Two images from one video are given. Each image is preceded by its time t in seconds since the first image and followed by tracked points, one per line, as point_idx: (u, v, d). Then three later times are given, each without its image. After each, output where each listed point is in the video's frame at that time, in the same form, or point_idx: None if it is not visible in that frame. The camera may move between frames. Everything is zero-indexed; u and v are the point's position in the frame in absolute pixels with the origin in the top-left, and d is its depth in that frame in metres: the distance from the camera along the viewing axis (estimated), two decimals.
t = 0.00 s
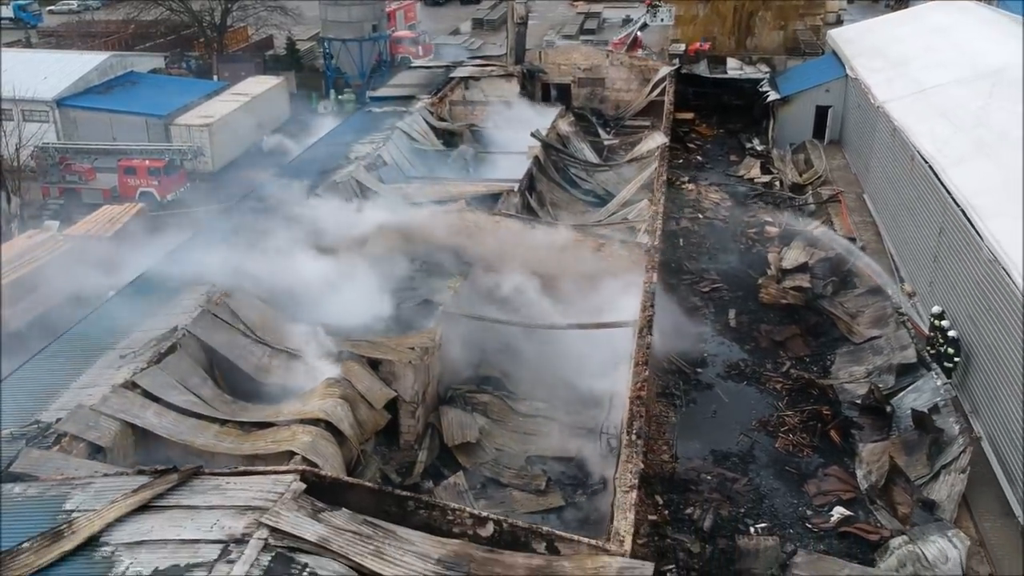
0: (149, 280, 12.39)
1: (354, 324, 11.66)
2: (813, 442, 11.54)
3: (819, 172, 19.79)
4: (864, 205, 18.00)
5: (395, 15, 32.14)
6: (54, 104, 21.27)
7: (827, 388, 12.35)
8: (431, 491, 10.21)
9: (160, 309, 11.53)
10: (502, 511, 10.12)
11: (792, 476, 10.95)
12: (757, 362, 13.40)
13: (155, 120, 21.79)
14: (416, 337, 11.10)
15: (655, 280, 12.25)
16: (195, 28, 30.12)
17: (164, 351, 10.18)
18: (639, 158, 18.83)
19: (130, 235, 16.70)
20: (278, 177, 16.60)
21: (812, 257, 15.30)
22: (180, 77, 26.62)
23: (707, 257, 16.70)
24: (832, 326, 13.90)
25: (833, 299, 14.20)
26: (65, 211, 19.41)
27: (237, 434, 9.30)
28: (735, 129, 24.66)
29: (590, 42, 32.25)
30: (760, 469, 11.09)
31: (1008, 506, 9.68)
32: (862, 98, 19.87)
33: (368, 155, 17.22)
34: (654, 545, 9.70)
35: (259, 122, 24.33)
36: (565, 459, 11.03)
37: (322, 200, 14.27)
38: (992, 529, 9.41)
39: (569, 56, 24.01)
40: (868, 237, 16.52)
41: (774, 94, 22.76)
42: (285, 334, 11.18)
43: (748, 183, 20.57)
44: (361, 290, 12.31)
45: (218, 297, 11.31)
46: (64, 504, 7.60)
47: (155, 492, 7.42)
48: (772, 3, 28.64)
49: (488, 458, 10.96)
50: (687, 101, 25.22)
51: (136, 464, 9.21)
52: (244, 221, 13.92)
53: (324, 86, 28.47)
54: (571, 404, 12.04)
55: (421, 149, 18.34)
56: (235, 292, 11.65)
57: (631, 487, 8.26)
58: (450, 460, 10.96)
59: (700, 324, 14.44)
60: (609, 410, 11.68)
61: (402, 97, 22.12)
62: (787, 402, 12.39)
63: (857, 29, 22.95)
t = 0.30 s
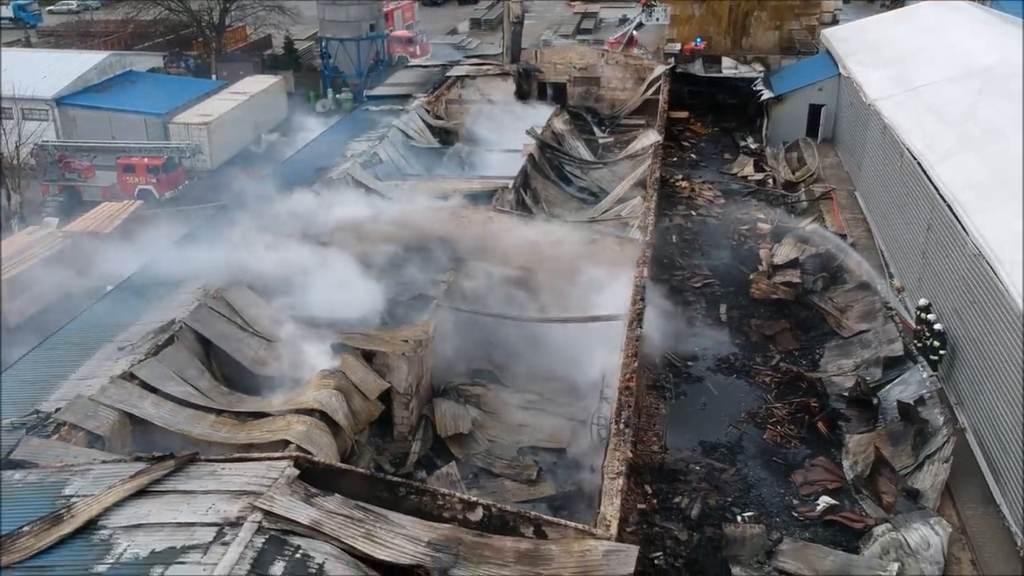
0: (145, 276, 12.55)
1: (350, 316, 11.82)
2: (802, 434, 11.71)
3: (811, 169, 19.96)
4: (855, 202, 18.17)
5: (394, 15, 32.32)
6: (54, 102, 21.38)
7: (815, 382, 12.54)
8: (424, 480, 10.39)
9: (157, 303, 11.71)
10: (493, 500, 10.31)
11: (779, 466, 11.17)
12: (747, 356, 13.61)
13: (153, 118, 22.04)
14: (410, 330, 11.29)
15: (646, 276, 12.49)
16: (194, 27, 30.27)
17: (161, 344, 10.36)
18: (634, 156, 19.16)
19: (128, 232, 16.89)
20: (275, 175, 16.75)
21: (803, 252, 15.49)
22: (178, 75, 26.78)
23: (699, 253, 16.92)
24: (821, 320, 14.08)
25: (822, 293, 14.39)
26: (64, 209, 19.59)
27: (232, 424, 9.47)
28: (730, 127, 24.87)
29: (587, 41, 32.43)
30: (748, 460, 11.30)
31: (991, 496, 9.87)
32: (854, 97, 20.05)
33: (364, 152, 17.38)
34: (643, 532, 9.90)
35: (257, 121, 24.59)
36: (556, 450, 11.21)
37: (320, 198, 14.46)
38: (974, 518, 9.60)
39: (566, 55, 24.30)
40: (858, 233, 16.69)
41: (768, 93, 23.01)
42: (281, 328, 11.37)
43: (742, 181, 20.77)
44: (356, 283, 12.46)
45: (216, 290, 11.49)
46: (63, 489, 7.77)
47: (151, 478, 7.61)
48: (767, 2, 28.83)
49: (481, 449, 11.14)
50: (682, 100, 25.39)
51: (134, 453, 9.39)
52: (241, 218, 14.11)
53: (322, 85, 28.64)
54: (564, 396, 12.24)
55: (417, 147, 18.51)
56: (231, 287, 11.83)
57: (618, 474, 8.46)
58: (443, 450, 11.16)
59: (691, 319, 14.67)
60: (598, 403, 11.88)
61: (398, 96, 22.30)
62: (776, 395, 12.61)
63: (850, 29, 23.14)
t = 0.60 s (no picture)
0: (144, 270, 12.73)
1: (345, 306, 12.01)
2: (791, 424, 11.92)
3: (804, 166, 20.14)
4: (847, 198, 18.34)
5: (392, 14, 32.54)
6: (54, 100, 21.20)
7: (804, 374, 12.74)
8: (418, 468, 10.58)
9: (156, 296, 11.88)
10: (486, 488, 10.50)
11: (767, 455, 11.37)
12: (737, 349, 13.81)
13: (153, 116, 22.20)
14: (404, 322, 11.49)
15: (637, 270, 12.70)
16: (193, 27, 30.47)
17: (160, 335, 10.54)
18: (630, 152, 19.44)
19: (127, 228, 17.09)
20: (273, 170, 16.93)
21: (794, 247, 15.69)
22: (177, 74, 27.00)
23: (692, 249, 17.12)
24: (811, 314, 14.28)
25: (813, 288, 14.58)
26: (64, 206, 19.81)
27: (229, 412, 9.66)
28: (725, 125, 25.07)
29: (584, 40, 32.62)
30: (737, 450, 11.50)
31: (973, 482, 10.06)
32: (847, 95, 20.24)
33: (361, 148, 17.57)
34: (633, 520, 10.11)
35: (256, 120, 24.82)
36: (548, 440, 11.41)
37: (317, 193, 14.66)
38: (957, 504, 9.78)
39: (562, 53, 24.34)
40: (849, 228, 16.87)
41: (762, 90, 23.17)
42: (278, 320, 11.56)
43: (735, 178, 20.97)
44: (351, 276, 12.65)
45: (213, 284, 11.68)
46: (63, 475, 7.95)
47: (149, 463, 7.80)
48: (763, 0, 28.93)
49: (474, 439, 11.33)
50: (676, 98, 25.86)
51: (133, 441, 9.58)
52: (239, 213, 14.31)
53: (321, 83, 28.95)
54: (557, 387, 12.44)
55: (413, 144, 18.70)
56: (228, 280, 12.02)
57: (607, 461, 8.66)
58: (437, 440, 11.34)
59: (683, 313, 14.89)
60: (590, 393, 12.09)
61: (395, 94, 22.48)
62: (766, 386, 12.82)
63: (844, 27, 23.31)
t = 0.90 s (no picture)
0: (144, 263, 12.92)
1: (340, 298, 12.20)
2: (780, 415, 12.11)
3: (798, 163, 20.33)
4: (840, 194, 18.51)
5: (390, 14, 32.72)
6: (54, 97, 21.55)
7: (794, 366, 12.92)
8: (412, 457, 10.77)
9: (154, 289, 12.07)
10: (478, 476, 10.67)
11: (756, 445, 11.57)
12: (729, 343, 14.00)
13: (153, 113, 22.31)
14: (399, 314, 11.68)
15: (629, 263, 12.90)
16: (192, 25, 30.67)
17: (158, 326, 10.72)
18: (623, 148, 19.68)
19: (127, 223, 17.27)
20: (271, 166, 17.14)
21: (786, 242, 15.87)
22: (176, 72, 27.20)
23: (686, 244, 17.32)
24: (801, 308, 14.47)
25: (804, 282, 14.76)
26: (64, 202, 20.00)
27: (226, 401, 9.83)
28: (720, 123, 25.28)
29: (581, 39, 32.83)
30: (727, 440, 11.70)
31: (958, 470, 10.22)
32: (840, 92, 20.43)
33: (359, 145, 17.78)
34: (623, 507, 10.29)
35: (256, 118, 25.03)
36: (540, 430, 11.58)
37: (313, 188, 14.85)
38: (941, 491, 9.93)
39: (558, 51, 24.74)
40: (840, 224, 17.06)
41: (756, 88, 23.36)
42: (275, 312, 11.74)
43: (729, 175, 21.18)
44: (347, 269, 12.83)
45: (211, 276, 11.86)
46: (63, 460, 8.13)
47: (147, 448, 7.98)
48: None
49: (468, 429, 11.50)
50: (672, 95, 26.03)
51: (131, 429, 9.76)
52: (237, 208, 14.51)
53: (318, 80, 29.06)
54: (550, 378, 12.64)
55: (410, 141, 18.89)
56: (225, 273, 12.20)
57: (595, 447, 8.84)
58: (432, 431, 11.51)
59: (676, 307, 15.08)
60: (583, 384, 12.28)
61: (392, 91, 22.68)
62: (756, 378, 13.02)
63: (838, 26, 23.51)
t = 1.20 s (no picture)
0: (143, 259, 13.16)
1: (336, 291, 12.39)
2: (770, 406, 12.28)
3: (792, 160, 20.49)
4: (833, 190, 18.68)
5: (388, 12, 32.85)
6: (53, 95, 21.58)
7: (785, 359, 12.99)
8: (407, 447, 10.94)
9: (153, 283, 12.30)
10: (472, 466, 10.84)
11: (746, 435, 11.77)
12: (720, 336, 14.19)
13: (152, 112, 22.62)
14: (395, 307, 11.88)
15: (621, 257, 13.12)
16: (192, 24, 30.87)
17: (157, 318, 10.92)
18: (617, 145, 19.99)
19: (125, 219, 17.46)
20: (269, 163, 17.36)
21: (778, 237, 16.05)
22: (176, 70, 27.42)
23: (680, 240, 17.51)
24: (793, 302, 14.65)
25: (796, 276, 14.94)
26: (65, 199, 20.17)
27: (223, 390, 9.99)
28: (715, 121, 25.47)
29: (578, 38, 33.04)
30: (717, 431, 11.89)
31: (944, 460, 10.37)
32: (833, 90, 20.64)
33: (357, 142, 17.98)
34: (614, 495, 10.46)
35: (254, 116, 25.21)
36: (533, 421, 11.76)
37: (310, 183, 15.04)
38: (926, 480, 10.08)
39: (555, 49, 25.10)
40: (833, 220, 17.26)
41: (751, 86, 23.55)
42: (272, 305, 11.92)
43: (724, 172, 21.36)
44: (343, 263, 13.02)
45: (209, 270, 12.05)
46: (64, 446, 8.31)
47: (146, 434, 8.17)
48: None
49: (462, 420, 11.66)
50: (668, 93, 26.19)
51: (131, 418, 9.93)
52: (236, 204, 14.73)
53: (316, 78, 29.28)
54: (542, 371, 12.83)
55: (407, 138, 18.99)
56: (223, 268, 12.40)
57: (584, 435, 9.03)
58: (427, 422, 11.65)
59: (669, 302, 15.26)
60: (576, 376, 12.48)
61: (389, 90, 22.86)
62: (747, 370, 13.20)
63: (831, 25, 23.73)
